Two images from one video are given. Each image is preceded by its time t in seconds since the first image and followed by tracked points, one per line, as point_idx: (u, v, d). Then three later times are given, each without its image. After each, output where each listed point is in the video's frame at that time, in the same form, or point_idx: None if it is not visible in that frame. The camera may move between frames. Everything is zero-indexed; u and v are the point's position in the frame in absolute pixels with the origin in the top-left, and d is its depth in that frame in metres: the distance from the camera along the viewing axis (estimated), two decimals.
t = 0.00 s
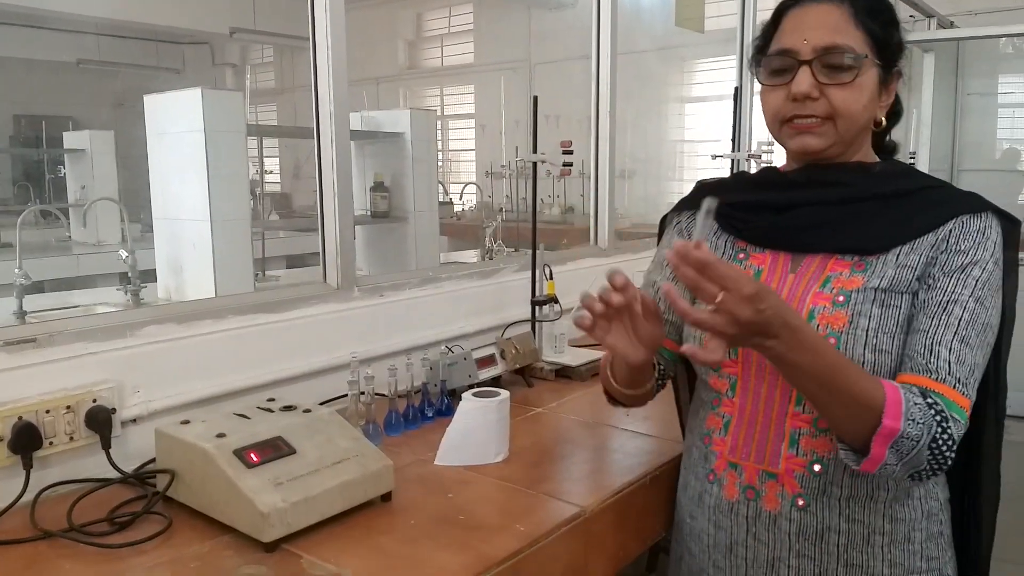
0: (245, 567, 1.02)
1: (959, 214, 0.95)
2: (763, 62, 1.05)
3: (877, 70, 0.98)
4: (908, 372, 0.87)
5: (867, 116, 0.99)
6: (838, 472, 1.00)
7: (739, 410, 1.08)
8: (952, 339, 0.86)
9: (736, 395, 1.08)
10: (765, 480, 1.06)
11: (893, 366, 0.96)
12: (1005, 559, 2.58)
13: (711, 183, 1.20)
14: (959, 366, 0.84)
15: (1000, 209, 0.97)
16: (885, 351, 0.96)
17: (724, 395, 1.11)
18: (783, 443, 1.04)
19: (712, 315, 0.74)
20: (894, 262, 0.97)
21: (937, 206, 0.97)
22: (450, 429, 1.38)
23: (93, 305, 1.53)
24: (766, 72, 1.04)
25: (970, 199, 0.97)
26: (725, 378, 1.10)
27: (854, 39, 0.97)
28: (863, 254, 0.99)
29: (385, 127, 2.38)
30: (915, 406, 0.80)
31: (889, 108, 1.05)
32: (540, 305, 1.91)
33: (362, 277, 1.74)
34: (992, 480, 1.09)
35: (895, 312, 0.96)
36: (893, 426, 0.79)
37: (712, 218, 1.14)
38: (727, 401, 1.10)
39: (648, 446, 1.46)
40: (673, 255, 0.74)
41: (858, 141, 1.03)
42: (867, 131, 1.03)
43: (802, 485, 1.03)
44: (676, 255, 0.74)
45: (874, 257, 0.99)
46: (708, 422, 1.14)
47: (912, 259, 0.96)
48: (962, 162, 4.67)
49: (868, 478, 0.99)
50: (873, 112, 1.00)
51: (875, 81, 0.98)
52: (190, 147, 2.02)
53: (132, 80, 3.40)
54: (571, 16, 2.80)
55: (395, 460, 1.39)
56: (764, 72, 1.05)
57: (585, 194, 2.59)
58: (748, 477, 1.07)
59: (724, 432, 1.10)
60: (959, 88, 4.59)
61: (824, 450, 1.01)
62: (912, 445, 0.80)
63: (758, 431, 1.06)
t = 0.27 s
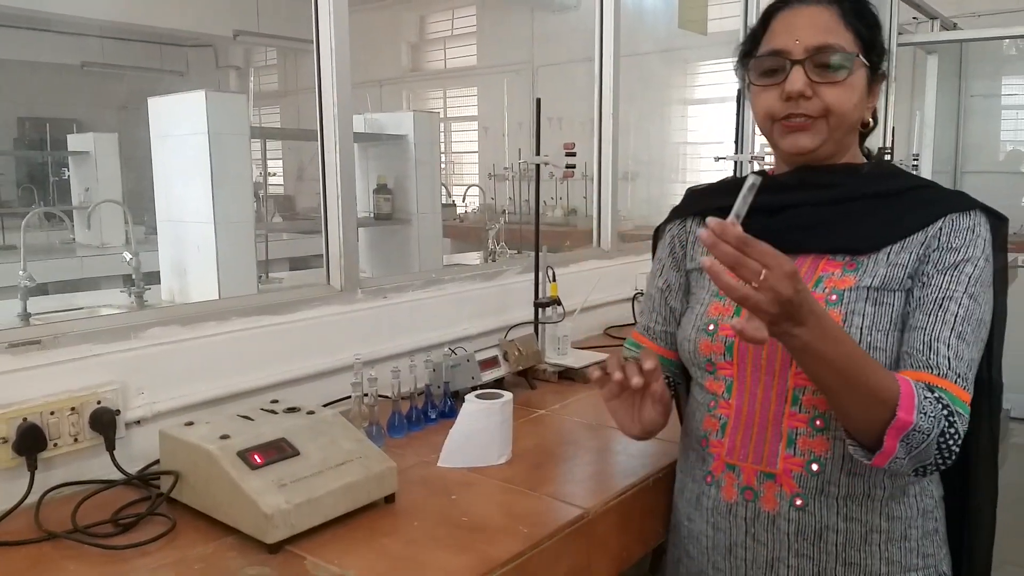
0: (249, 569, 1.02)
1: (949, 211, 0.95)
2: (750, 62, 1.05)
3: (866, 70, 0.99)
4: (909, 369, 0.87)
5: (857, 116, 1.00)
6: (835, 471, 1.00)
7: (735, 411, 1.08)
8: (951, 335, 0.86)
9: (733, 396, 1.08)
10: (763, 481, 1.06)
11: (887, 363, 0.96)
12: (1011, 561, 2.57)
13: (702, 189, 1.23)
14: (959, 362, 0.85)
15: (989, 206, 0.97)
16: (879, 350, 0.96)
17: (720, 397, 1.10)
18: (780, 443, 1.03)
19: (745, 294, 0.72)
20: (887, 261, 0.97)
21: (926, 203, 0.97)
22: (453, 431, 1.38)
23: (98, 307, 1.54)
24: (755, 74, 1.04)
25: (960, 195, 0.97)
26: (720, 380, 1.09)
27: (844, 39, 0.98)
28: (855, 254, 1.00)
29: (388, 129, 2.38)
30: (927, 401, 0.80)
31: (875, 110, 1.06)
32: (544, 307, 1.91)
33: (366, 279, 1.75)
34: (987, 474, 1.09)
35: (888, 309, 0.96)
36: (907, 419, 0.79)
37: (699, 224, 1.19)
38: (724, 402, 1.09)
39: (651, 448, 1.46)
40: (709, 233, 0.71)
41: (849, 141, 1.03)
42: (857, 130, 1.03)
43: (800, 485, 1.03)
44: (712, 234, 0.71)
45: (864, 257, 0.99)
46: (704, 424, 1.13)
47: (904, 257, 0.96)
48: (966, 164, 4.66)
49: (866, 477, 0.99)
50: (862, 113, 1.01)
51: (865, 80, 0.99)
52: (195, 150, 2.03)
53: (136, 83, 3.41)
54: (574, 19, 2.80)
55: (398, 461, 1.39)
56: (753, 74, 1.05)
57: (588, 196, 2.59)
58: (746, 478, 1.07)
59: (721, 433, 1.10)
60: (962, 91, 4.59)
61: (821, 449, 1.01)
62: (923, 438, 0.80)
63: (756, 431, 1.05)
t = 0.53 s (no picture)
0: (249, 568, 1.02)
1: (926, 208, 0.97)
2: (731, 67, 1.07)
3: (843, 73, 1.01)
4: (890, 367, 0.89)
5: (836, 117, 1.02)
6: (820, 467, 1.02)
7: (720, 410, 1.09)
8: (930, 333, 0.89)
9: (718, 396, 1.09)
10: (749, 478, 1.07)
11: (868, 359, 0.98)
12: (1010, 562, 2.58)
13: (683, 191, 1.24)
14: (939, 360, 0.88)
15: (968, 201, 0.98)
16: (859, 346, 0.98)
17: (705, 396, 1.11)
18: (766, 440, 1.05)
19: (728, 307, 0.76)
20: (867, 259, 0.99)
21: (903, 200, 0.99)
22: (451, 431, 1.38)
23: (97, 308, 1.54)
24: (735, 78, 1.06)
25: (937, 192, 0.99)
26: (705, 379, 1.11)
27: (820, 42, 1.00)
28: (835, 252, 1.01)
29: (387, 129, 2.38)
30: (903, 401, 0.84)
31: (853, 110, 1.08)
32: (542, 307, 1.92)
33: (364, 280, 1.75)
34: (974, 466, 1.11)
35: (869, 306, 0.98)
36: (884, 419, 0.83)
37: (686, 226, 1.20)
38: (709, 401, 1.10)
39: (649, 448, 1.46)
40: (691, 253, 0.76)
41: (828, 141, 1.06)
42: (836, 131, 1.06)
43: (786, 482, 1.04)
44: (694, 253, 0.76)
45: (845, 254, 1.01)
46: (690, 423, 1.14)
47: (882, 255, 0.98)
48: (964, 165, 4.67)
49: (851, 473, 1.00)
50: (841, 114, 1.03)
51: (843, 82, 1.01)
52: (194, 150, 2.03)
53: (135, 84, 3.41)
54: (573, 19, 2.81)
55: (397, 462, 1.39)
56: (733, 78, 1.07)
57: (586, 196, 2.59)
58: (733, 476, 1.09)
59: (708, 432, 1.11)
60: (960, 91, 4.60)
61: (806, 446, 1.02)
62: (901, 437, 0.84)
63: (741, 429, 1.07)
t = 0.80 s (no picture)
0: (248, 571, 1.01)
1: (923, 206, 0.98)
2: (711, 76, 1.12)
3: (807, 76, 1.01)
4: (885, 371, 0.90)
5: (802, 121, 1.04)
6: (814, 469, 1.04)
7: (716, 411, 1.12)
8: (930, 338, 0.90)
9: (714, 397, 1.12)
10: (743, 480, 1.09)
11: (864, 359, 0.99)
12: (1013, 565, 2.56)
13: (684, 192, 1.27)
14: (934, 365, 0.88)
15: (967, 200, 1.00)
16: (855, 346, 1.00)
17: (702, 396, 1.14)
18: (760, 442, 1.07)
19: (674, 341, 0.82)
20: (863, 259, 1.00)
21: (900, 198, 1.00)
22: (451, 433, 1.37)
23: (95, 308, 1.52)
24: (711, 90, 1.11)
25: (933, 190, 1.00)
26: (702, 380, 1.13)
27: (779, 50, 1.02)
28: (830, 253, 1.04)
29: (387, 129, 2.37)
30: (881, 412, 0.85)
31: (845, 106, 1.07)
32: (543, 309, 1.91)
33: (364, 280, 1.75)
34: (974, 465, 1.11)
35: (865, 306, 1.00)
36: (861, 434, 0.84)
37: (685, 227, 1.23)
38: (706, 402, 1.13)
39: (651, 451, 1.45)
40: (631, 306, 0.88)
41: (809, 142, 1.07)
42: (816, 132, 1.06)
43: (781, 484, 1.06)
44: (633, 307, 0.88)
45: (841, 253, 1.03)
46: (688, 424, 1.17)
47: (877, 255, 1.00)
48: (966, 166, 4.66)
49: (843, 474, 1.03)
50: (813, 116, 1.04)
51: (807, 86, 1.02)
52: (193, 150, 2.01)
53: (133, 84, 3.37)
54: (573, 19, 2.79)
55: (397, 464, 1.38)
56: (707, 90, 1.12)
57: (587, 198, 2.60)
58: (727, 477, 1.11)
59: (703, 434, 1.14)
60: (962, 92, 4.59)
61: (800, 448, 1.04)
62: (887, 448, 0.84)
63: (736, 430, 1.09)
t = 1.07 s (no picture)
0: (249, 570, 1.02)
1: (920, 203, 0.99)
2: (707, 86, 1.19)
3: (761, 83, 1.04)
4: (882, 389, 0.94)
5: (763, 128, 1.07)
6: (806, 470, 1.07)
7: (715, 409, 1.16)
8: (930, 347, 0.91)
9: (713, 395, 1.16)
10: (737, 479, 1.13)
11: (857, 361, 1.01)
12: (1011, 565, 2.57)
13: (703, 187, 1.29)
14: (932, 377, 0.90)
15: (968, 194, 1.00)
16: (846, 347, 1.01)
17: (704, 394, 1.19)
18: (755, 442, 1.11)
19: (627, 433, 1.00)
20: (857, 260, 1.02)
21: (900, 195, 1.01)
22: (452, 433, 1.37)
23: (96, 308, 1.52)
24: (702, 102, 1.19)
25: (934, 187, 0.99)
26: (703, 378, 1.17)
27: (734, 66, 1.06)
28: (825, 252, 1.05)
29: (388, 130, 2.37)
30: (847, 442, 0.92)
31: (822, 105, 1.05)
32: (543, 309, 1.91)
33: (364, 280, 1.75)
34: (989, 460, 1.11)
35: (859, 307, 1.01)
36: (830, 467, 0.92)
37: (695, 225, 1.26)
38: (705, 399, 1.18)
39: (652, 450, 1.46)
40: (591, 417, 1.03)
41: (783, 146, 1.09)
42: (791, 135, 1.08)
43: (773, 485, 1.09)
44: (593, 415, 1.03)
45: (836, 253, 1.05)
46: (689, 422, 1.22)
47: (872, 257, 1.01)
48: (966, 167, 4.66)
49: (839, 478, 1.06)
50: (777, 120, 1.06)
51: (760, 95, 1.05)
52: (194, 150, 2.02)
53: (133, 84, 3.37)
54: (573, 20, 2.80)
55: (398, 464, 1.38)
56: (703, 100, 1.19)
57: (587, 199, 2.61)
58: (721, 476, 1.15)
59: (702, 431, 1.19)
60: (961, 93, 4.60)
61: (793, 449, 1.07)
62: (862, 476, 0.92)
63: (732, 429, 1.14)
